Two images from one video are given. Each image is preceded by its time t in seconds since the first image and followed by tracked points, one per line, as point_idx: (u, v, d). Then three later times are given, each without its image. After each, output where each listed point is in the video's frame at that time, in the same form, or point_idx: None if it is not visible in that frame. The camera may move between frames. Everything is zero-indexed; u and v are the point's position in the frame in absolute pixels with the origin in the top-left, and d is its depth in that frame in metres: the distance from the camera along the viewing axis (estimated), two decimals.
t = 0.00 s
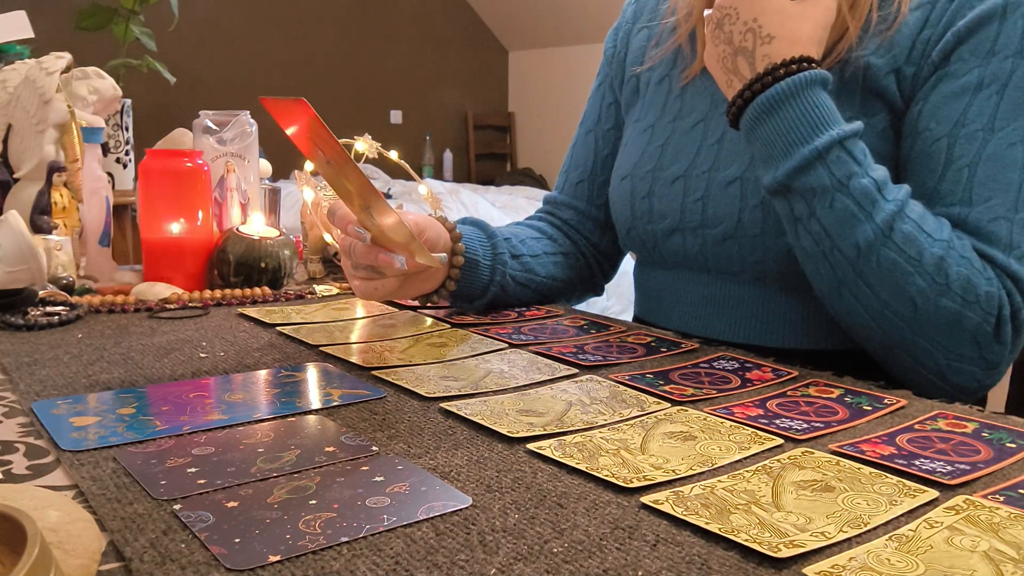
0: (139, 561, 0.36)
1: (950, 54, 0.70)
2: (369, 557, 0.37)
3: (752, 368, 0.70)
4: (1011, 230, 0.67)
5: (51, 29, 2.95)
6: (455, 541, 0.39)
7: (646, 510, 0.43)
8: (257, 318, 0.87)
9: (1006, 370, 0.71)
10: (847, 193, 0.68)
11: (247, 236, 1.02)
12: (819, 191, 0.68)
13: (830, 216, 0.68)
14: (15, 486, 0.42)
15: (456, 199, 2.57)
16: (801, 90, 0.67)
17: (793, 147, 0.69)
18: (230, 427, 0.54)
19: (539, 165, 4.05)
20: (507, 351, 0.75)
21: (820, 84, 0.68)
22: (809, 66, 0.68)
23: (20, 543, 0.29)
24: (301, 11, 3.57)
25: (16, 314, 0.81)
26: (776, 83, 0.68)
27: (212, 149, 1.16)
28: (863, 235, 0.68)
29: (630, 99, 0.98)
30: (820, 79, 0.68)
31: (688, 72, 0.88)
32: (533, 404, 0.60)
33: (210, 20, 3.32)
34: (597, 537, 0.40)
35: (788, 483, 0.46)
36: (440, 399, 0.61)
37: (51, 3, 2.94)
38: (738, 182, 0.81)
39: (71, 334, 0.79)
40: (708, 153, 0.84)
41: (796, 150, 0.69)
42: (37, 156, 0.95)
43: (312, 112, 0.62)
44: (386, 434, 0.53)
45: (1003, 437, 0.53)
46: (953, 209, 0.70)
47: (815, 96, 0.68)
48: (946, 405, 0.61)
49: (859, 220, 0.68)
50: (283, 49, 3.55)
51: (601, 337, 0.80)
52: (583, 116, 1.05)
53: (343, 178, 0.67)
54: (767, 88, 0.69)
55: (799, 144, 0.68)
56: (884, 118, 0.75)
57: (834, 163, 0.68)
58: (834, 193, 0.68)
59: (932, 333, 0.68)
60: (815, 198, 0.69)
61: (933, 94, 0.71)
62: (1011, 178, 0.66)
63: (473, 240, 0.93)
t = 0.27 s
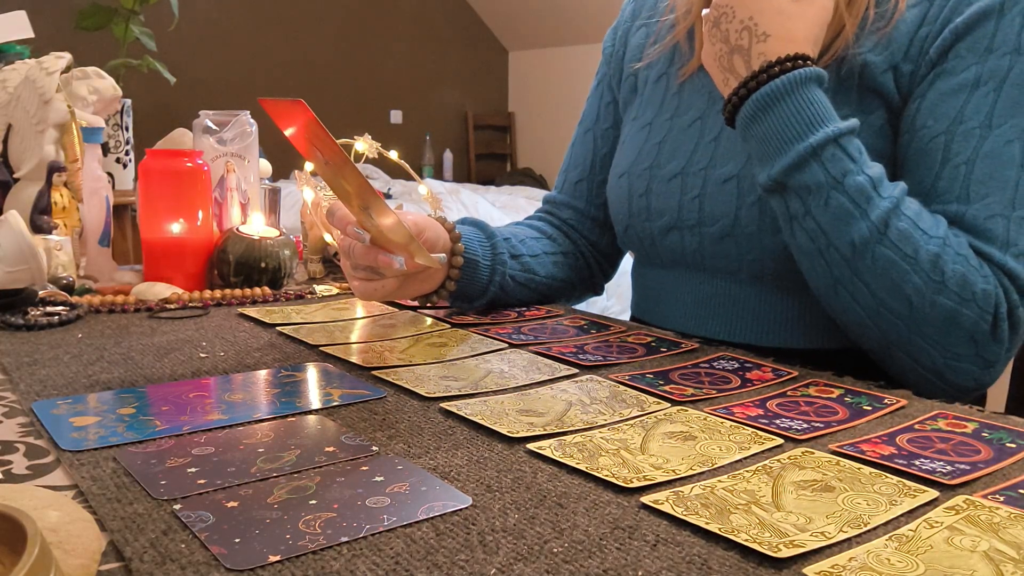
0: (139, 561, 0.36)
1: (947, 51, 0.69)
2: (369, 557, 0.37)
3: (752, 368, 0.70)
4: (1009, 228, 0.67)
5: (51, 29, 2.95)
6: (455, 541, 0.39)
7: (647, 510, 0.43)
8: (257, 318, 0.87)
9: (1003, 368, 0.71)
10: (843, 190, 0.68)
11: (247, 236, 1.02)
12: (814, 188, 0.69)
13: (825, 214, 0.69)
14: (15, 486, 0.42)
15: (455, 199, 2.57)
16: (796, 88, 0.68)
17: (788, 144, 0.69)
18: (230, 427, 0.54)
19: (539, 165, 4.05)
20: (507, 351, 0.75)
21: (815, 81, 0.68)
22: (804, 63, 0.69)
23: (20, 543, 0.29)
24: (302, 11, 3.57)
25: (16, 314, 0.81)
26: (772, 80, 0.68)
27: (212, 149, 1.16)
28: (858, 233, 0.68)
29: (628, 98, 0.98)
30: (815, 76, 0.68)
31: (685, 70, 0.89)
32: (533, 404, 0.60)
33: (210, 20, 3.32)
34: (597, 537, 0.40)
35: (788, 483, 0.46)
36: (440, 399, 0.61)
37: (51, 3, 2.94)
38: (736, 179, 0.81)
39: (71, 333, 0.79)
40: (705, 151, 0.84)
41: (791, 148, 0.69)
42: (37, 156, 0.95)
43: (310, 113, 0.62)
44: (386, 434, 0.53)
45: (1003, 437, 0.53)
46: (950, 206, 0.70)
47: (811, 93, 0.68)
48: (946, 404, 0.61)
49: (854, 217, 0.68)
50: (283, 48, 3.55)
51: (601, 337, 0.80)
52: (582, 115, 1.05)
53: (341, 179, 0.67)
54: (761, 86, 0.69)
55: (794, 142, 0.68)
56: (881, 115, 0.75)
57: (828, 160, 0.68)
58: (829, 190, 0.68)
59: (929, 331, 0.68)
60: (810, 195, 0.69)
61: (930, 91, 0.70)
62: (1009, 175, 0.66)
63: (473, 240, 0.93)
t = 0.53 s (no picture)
0: (139, 561, 0.36)
1: (947, 48, 0.69)
2: (369, 557, 0.37)
3: (752, 368, 0.70)
4: (1009, 224, 0.67)
5: (51, 29, 2.95)
6: (454, 541, 0.39)
7: (647, 510, 0.43)
8: (257, 318, 0.87)
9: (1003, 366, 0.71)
10: (843, 187, 0.68)
11: (247, 236, 1.02)
12: (814, 185, 0.69)
13: (825, 211, 0.69)
14: (15, 486, 0.42)
15: (456, 199, 2.57)
16: (796, 84, 0.67)
17: (788, 141, 0.69)
18: (230, 427, 0.54)
19: (539, 165, 4.05)
20: (507, 351, 0.75)
21: (815, 77, 0.68)
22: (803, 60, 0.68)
23: (20, 542, 0.29)
24: (302, 11, 3.57)
25: (16, 314, 0.81)
26: (772, 76, 0.68)
27: (212, 149, 1.16)
28: (858, 230, 0.68)
29: (627, 97, 0.98)
30: (815, 72, 0.68)
31: (684, 68, 0.89)
32: (533, 404, 0.60)
33: (210, 20, 3.32)
34: (597, 536, 0.40)
35: (789, 483, 0.46)
36: (440, 399, 0.61)
37: (51, 3, 2.94)
38: (734, 177, 0.81)
39: (71, 333, 0.79)
40: (703, 148, 0.84)
41: (791, 144, 0.69)
42: (37, 156, 0.95)
43: (310, 114, 0.61)
44: (386, 434, 0.53)
45: (1003, 437, 0.53)
46: (950, 204, 0.70)
47: (810, 89, 0.68)
48: (946, 404, 0.61)
49: (854, 214, 0.68)
50: (283, 49, 3.55)
51: (601, 337, 0.80)
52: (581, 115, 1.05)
53: (341, 179, 0.67)
54: (761, 82, 0.69)
55: (793, 138, 0.68)
56: (881, 112, 0.75)
57: (828, 156, 0.68)
58: (828, 187, 0.68)
59: (929, 328, 0.68)
60: (809, 192, 0.69)
61: (930, 88, 0.70)
62: (1009, 173, 0.66)
63: (472, 240, 0.93)
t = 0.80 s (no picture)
0: (139, 561, 0.36)
1: (951, 40, 0.70)
2: (369, 557, 0.37)
3: (752, 368, 0.70)
4: (1016, 215, 0.67)
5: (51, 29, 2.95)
6: (454, 541, 0.39)
7: (647, 510, 0.43)
8: (257, 318, 0.86)
9: (1008, 359, 0.71)
10: (850, 177, 0.68)
11: (247, 236, 1.02)
12: (821, 175, 0.68)
13: (831, 201, 0.68)
14: (15, 486, 0.42)
15: (456, 199, 2.57)
16: (801, 75, 0.68)
17: (794, 132, 0.69)
18: (230, 427, 0.54)
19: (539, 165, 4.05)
20: (507, 351, 0.75)
21: (820, 69, 0.68)
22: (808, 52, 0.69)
23: (20, 542, 0.29)
24: (302, 11, 3.57)
25: (16, 314, 0.81)
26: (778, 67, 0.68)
27: (212, 149, 1.16)
28: (866, 220, 0.68)
29: (625, 94, 0.98)
30: (819, 64, 0.68)
31: (682, 64, 0.89)
32: (533, 404, 0.60)
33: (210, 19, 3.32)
34: (597, 536, 0.40)
35: (789, 483, 0.46)
36: (440, 399, 0.61)
37: (51, 3, 2.94)
38: (734, 171, 0.81)
39: (71, 334, 0.79)
40: (703, 142, 0.84)
41: (797, 135, 0.69)
42: (37, 156, 0.95)
43: (312, 114, 0.62)
44: (386, 434, 0.53)
45: (1003, 437, 0.53)
46: (957, 194, 0.69)
47: (816, 81, 0.68)
48: (946, 404, 0.61)
49: (862, 204, 0.68)
50: (284, 48, 3.55)
51: (601, 337, 0.80)
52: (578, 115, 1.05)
53: (342, 178, 0.67)
54: (767, 74, 0.69)
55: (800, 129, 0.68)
56: (885, 104, 0.75)
57: (835, 147, 0.68)
58: (835, 177, 0.68)
59: (936, 319, 0.68)
60: (815, 183, 0.69)
61: (935, 79, 0.71)
62: (1017, 163, 0.66)
63: (473, 240, 0.93)
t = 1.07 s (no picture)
0: (139, 561, 0.36)
1: (950, 35, 0.70)
2: (369, 557, 0.37)
3: (752, 368, 0.70)
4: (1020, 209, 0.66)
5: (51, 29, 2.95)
6: (455, 540, 0.39)
7: (647, 510, 0.43)
8: (257, 318, 0.86)
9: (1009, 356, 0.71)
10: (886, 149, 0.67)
11: (247, 236, 1.02)
12: (860, 144, 0.68)
13: (869, 171, 0.67)
14: (15, 486, 0.42)
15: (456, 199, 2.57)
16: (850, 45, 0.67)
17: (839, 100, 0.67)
18: (230, 427, 0.54)
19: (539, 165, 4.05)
20: (507, 351, 0.75)
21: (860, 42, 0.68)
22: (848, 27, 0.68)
23: (20, 542, 0.29)
24: (301, 11, 3.57)
25: (16, 314, 0.81)
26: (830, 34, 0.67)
27: (212, 149, 1.16)
28: (896, 198, 0.67)
29: (625, 93, 0.98)
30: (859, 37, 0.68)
31: (682, 61, 0.89)
32: (533, 404, 0.60)
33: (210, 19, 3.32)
34: (597, 536, 0.40)
35: (788, 483, 0.46)
36: (440, 399, 0.61)
37: (51, 3, 2.94)
38: (733, 167, 0.81)
39: (71, 334, 0.79)
40: (701, 140, 0.84)
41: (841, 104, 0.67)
42: (37, 156, 0.95)
43: (316, 112, 0.62)
44: (386, 434, 0.53)
45: (1003, 437, 0.53)
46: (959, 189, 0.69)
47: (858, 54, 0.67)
48: (947, 404, 0.61)
49: (895, 178, 0.67)
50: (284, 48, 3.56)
51: (601, 337, 0.80)
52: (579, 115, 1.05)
53: (343, 176, 0.67)
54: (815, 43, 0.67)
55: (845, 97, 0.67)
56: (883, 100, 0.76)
57: (876, 117, 0.68)
58: (873, 147, 0.67)
59: (950, 307, 0.67)
60: (854, 152, 0.68)
61: (934, 74, 0.71)
62: (1017, 158, 0.66)
63: (473, 239, 0.93)
